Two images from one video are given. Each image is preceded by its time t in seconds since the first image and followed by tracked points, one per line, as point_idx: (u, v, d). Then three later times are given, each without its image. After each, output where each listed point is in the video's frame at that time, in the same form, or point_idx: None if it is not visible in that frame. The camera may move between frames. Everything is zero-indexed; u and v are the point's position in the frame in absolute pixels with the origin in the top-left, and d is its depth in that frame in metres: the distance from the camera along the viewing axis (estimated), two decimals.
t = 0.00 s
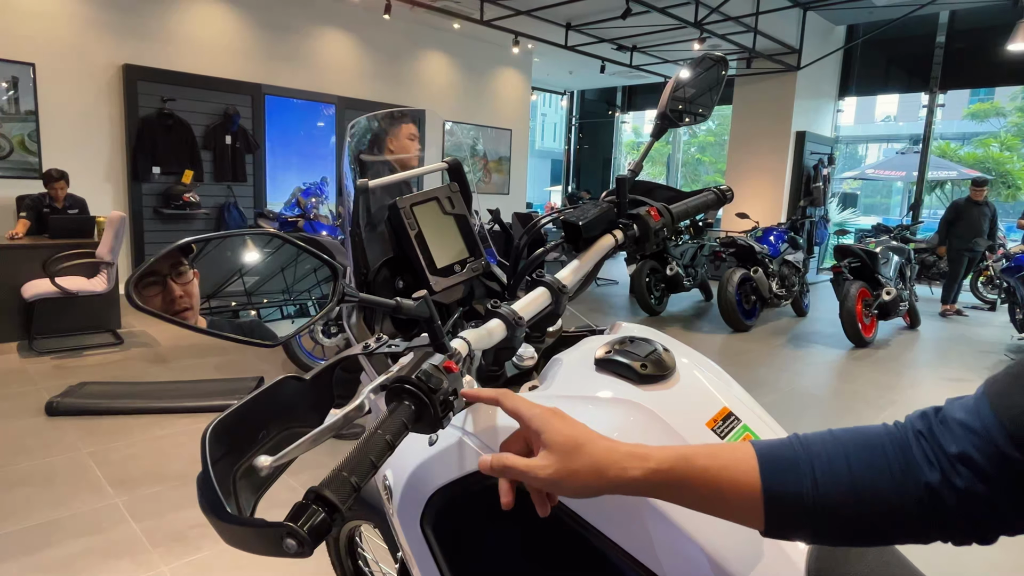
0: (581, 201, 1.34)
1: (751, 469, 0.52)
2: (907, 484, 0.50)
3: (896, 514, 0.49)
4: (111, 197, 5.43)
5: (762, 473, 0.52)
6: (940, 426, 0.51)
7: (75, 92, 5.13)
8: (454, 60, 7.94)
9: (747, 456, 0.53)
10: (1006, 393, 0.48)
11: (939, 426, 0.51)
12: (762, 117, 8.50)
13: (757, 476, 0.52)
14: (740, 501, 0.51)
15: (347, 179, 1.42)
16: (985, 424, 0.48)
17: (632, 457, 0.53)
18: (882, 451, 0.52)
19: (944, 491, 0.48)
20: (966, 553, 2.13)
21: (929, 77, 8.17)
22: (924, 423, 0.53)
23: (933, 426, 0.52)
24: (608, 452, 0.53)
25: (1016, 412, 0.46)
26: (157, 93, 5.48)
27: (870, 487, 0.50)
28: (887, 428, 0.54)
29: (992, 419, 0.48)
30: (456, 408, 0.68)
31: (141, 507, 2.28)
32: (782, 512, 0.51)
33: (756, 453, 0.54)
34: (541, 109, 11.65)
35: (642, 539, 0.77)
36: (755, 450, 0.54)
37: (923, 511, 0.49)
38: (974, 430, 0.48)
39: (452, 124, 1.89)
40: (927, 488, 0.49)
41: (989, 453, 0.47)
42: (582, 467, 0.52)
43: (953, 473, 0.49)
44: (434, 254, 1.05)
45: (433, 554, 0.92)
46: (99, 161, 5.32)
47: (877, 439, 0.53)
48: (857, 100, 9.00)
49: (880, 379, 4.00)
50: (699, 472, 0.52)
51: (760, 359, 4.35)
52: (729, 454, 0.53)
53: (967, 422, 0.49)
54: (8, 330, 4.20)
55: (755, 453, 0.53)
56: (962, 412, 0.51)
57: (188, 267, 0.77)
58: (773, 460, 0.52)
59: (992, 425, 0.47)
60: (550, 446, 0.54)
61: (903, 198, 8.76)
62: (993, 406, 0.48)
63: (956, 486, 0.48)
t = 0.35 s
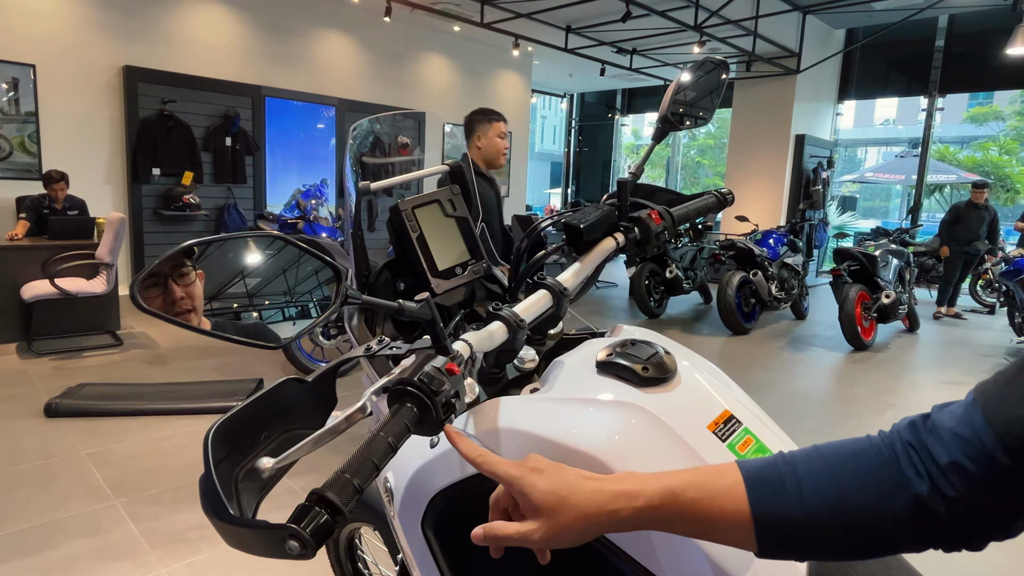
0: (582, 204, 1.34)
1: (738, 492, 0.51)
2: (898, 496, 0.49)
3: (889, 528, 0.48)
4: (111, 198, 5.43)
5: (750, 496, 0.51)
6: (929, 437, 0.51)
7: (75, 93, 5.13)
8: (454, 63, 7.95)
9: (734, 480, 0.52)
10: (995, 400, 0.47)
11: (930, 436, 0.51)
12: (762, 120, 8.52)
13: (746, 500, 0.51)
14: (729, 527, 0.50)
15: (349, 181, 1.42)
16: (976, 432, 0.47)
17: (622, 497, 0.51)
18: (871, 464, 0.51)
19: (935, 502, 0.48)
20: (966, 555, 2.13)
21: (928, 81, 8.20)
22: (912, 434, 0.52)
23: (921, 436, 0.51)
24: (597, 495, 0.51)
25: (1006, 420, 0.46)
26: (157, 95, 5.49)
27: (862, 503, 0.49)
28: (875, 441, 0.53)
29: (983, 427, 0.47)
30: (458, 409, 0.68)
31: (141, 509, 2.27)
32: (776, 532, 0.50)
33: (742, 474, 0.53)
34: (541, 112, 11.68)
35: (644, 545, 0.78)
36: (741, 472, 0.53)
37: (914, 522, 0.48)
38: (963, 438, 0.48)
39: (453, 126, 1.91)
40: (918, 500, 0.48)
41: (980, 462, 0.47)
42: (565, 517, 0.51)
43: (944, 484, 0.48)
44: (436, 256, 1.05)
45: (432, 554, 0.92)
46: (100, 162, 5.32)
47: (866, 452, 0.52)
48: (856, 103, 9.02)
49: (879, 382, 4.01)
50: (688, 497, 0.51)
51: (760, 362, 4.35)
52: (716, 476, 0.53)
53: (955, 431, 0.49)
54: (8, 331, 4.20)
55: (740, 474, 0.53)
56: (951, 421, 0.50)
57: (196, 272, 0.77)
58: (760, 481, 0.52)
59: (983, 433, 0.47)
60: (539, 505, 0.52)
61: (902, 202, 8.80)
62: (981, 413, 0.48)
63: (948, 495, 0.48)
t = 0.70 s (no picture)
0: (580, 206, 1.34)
1: (741, 473, 0.51)
2: (900, 490, 0.49)
3: (889, 521, 0.49)
4: (110, 199, 5.43)
5: (754, 477, 0.51)
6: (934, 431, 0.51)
7: (73, 94, 5.13)
8: (453, 64, 7.97)
9: (737, 464, 0.52)
10: (1000, 399, 0.47)
11: (930, 433, 0.51)
12: (760, 121, 8.53)
13: (752, 483, 0.51)
14: (732, 512, 0.50)
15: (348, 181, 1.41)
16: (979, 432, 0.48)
17: (624, 477, 0.51)
18: (874, 459, 0.51)
19: (937, 498, 0.48)
20: (961, 556, 2.14)
21: (926, 83, 8.22)
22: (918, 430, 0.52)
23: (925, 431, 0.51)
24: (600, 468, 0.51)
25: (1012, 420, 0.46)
26: (155, 95, 5.49)
27: (864, 496, 0.49)
28: (879, 436, 0.53)
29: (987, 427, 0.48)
30: (458, 411, 0.69)
31: (138, 510, 2.27)
32: (775, 517, 0.50)
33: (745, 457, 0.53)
34: (540, 113, 11.70)
35: (644, 545, 0.77)
36: (745, 457, 0.53)
37: (913, 515, 0.49)
38: (968, 438, 0.48)
39: (451, 128, 1.89)
40: (919, 494, 0.49)
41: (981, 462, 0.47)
42: (570, 496, 0.51)
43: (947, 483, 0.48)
44: (435, 258, 1.06)
45: (432, 556, 0.91)
46: (98, 162, 5.32)
47: (871, 446, 0.52)
48: (854, 105, 9.05)
49: (876, 384, 4.01)
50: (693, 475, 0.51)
51: (758, 364, 4.36)
52: (719, 460, 0.52)
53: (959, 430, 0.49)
54: (6, 332, 4.19)
55: (743, 458, 0.53)
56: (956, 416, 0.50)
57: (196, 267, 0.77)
58: (766, 464, 0.52)
59: (987, 432, 0.47)
60: (544, 483, 0.52)
61: (900, 203, 8.85)
62: (985, 412, 0.48)
63: (950, 493, 0.48)
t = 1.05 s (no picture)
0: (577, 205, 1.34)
1: (828, 396, 0.69)
2: (943, 446, 0.65)
3: (929, 466, 0.65)
4: (105, 199, 5.42)
5: (837, 403, 0.69)
6: (988, 404, 0.65)
7: (69, 93, 5.11)
8: (450, 64, 7.96)
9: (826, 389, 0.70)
10: None
11: (984, 407, 0.65)
12: (756, 121, 8.55)
13: (833, 404, 0.69)
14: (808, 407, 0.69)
15: (347, 181, 1.42)
16: None
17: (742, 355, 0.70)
18: (932, 419, 0.67)
19: (971, 460, 0.63)
20: (958, 555, 2.15)
21: (921, 83, 8.24)
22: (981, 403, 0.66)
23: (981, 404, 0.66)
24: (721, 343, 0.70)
25: None
26: (151, 95, 5.48)
27: (914, 441, 0.66)
28: (946, 403, 0.68)
29: None
30: (458, 409, 0.69)
31: (135, 511, 2.27)
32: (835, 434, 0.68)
33: (837, 386, 0.70)
34: (536, 113, 11.70)
35: (643, 545, 0.75)
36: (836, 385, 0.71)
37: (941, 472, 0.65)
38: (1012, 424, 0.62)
39: (448, 126, 1.86)
40: (957, 452, 0.64)
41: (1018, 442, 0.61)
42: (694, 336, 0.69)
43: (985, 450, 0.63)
44: (433, 257, 1.06)
45: (432, 558, 0.91)
46: (93, 162, 5.31)
47: (931, 410, 0.68)
48: (850, 105, 9.06)
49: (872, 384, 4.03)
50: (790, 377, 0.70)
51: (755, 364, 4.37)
52: (815, 382, 0.70)
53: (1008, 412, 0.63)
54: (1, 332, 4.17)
55: (832, 387, 0.70)
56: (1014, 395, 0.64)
57: (209, 269, 0.79)
58: (848, 397, 0.69)
59: None
60: (672, 320, 0.70)
61: (895, 204, 8.89)
62: None
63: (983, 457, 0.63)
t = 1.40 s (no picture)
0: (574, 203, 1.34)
1: (822, 335, 0.70)
2: (927, 385, 0.61)
3: (914, 406, 0.62)
4: (100, 197, 5.40)
5: (827, 342, 0.69)
6: (991, 342, 0.58)
7: (63, 91, 5.09)
8: (447, 63, 7.97)
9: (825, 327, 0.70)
10: None
11: (992, 344, 0.58)
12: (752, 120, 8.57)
13: (824, 345, 0.69)
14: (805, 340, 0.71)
15: (345, 179, 1.42)
16: (1009, 358, 0.55)
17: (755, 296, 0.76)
18: (932, 357, 0.63)
19: (954, 401, 0.59)
20: (952, 552, 2.17)
21: (916, 83, 8.26)
22: (990, 340, 0.58)
23: (988, 340, 0.58)
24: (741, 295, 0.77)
25: None
26: (146, 93, 5.46)
27: (900, 380, 0.63)
28: (961, 341, 0.62)
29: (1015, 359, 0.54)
30: (456, 405, 0.69)
31: (131, 510, 2.26)
32: (827, 365, 0.69)
33: (838, 327, 0.70)
34: (533, 111, 11.71)
35: (641, 538, 0.75)
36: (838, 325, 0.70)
37: (929, 405, 0.61)
38: (995, 364, 0.55)
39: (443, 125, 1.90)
40: (941, 390, 0.60)
41: (999, 381, 0.55)
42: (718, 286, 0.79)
43: (966, 391, 0.57)
44: (431, 254, 1.06)
45: (431, 554, 0.91)
46: (88, 160, 5.28)
47: (933, 345, 0.64)
48: (845, 104, 9.10)
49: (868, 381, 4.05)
50: (790, 321, 0.72)
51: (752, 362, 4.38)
52: (819, 323, 0.71)
53: (1001, 351, 0.56)
54: None
55: (833, 328, 0.70)
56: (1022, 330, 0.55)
57: (220, 268, 0.81)
58: (843, 336, 0.69)
59: (1006, 363, 0.54)
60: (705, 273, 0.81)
61: (890, 202, 8.87)
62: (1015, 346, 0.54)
63: (966, 398, 0.58)
